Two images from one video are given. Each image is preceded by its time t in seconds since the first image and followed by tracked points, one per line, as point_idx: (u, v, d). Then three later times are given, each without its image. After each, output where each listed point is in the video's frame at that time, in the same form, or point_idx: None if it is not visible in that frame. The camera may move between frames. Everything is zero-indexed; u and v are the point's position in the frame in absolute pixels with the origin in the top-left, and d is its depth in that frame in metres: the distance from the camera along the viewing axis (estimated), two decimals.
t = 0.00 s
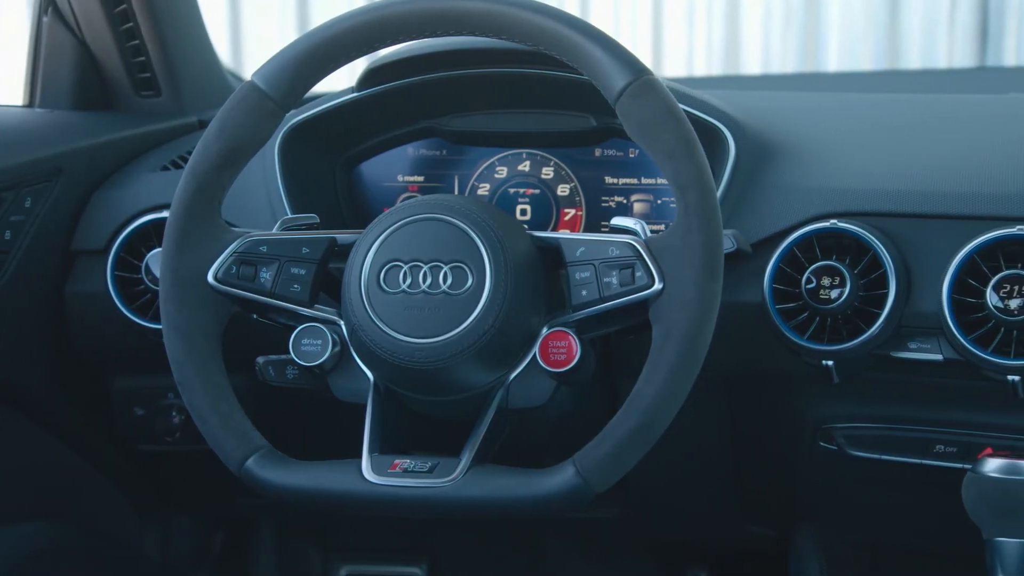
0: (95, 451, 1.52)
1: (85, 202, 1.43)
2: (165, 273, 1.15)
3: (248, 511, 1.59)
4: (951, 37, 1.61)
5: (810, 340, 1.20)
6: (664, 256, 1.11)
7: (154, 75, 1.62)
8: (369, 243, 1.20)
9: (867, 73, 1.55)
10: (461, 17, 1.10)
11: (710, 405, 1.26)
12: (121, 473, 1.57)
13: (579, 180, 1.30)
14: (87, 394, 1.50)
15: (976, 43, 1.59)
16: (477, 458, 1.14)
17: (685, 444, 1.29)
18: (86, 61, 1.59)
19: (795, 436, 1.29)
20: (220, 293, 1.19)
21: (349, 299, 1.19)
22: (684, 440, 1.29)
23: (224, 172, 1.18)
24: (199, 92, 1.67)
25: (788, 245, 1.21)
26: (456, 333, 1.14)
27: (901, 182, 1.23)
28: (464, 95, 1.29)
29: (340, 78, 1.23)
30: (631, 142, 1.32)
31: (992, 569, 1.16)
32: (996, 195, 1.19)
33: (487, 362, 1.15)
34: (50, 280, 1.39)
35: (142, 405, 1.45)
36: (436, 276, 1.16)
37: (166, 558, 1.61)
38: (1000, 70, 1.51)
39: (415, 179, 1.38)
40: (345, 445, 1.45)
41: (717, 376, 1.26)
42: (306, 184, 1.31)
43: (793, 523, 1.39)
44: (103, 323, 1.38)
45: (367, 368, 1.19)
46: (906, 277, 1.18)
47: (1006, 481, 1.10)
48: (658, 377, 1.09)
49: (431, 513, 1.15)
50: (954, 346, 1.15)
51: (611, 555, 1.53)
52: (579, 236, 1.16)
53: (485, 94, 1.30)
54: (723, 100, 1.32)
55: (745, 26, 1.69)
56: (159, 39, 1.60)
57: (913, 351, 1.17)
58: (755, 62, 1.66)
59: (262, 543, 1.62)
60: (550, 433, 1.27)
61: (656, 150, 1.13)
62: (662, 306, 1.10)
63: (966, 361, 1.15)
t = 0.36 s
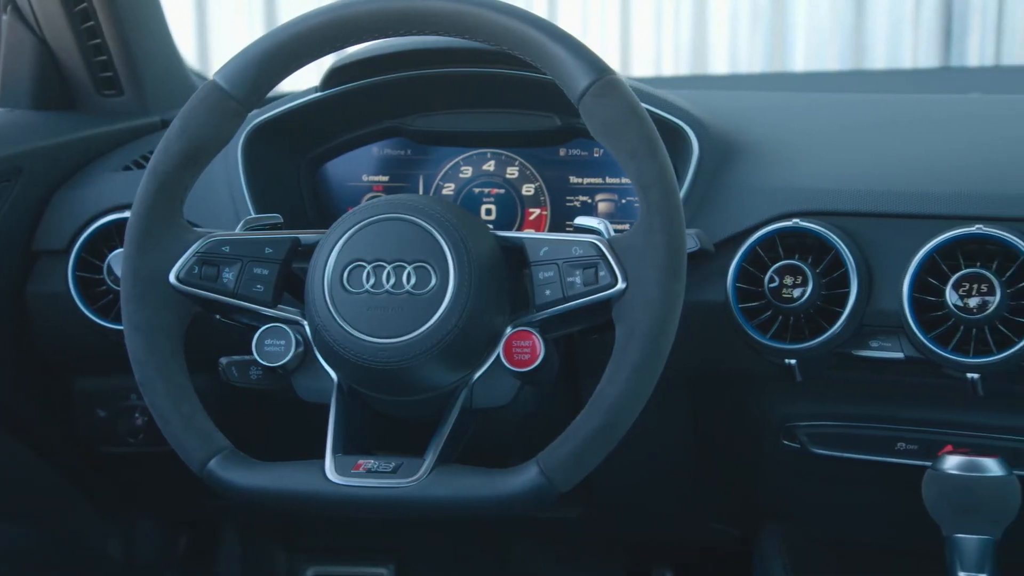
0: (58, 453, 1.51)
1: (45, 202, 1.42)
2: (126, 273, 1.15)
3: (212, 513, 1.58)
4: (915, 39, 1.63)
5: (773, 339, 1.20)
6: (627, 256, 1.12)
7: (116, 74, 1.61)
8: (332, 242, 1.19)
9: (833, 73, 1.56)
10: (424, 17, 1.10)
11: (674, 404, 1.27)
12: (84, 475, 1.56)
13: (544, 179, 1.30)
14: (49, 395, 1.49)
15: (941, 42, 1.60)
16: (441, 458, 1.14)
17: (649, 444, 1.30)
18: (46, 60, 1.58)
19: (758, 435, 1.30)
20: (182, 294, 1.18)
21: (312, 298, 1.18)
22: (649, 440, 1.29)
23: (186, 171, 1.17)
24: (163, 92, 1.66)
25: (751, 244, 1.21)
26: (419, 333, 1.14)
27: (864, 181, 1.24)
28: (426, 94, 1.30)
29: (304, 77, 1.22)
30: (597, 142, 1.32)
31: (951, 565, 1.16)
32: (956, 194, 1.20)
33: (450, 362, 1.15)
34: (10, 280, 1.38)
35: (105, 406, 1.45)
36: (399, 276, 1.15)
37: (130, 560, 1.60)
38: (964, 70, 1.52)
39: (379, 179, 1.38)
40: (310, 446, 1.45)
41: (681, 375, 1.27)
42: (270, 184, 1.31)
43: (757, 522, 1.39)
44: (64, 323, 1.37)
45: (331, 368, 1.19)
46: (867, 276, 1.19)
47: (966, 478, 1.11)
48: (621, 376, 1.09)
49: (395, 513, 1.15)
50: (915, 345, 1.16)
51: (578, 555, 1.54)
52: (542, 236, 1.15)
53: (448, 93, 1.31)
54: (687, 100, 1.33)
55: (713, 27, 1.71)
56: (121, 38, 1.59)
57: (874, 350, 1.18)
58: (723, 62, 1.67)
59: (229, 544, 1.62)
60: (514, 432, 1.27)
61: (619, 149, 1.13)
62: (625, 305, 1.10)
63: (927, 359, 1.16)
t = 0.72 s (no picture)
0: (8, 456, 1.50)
1: None
2: (73, 274, 1.13)
3: (165, 516, 1.57)
4: (870, 38, 1.64)
5: (725, 338, 1.21)
6: (579, 256, 1.12)
7: (64, 73, 1.60)
8: (284, 243, 1.18)
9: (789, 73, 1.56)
10: (374, 17, 1.09)
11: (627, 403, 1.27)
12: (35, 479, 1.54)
13: (497, 179, 1.30)
14: None
15: (894, 42, 1.62)
16: (394, 459, 1.14)
17: (603, 443, 1.30)
18: None
19: (711, 434, 1.31)
20: (131, 295, 1.17)
21: (263, 299, 1.17)
22: (602, 439, 1.30)
23: (135, 171, 1.16)
24: (115, 92, 1.65)
25: (703, 244, 1.22)
26: (372, 333, 1.13)
27: (815, 179, 1.24)
28: (379, 94, 1.30)
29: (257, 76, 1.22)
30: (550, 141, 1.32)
31: (899, 561, 1.17)
32: (905, 194, 1.21)
33: (403, 362, 1.15)
34: None
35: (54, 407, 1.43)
36: (351, 276, 1.15)
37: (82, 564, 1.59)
38: (917, 70, 1.53)
39: (333, 179, 1.37)
40: (264, 448, 1.44)
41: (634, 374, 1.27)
42: (221, 185, 1.30)
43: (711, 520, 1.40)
44: (12, 325, 1.36)
45: (282, 369, 1.18)
46: (817, 276, 1.20)
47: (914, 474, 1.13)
48: (574, 375, 1.09)
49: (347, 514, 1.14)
50: (865, 343, 1.17)
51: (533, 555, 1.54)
52: (494, 236, 1.15)
53: (401, 93, 1.31)
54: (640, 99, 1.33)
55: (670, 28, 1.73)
56: (69, 37, 1.58)
57: (824, 348, 1.19)
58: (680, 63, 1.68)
59: (184, 548, 1.61)
60: (467, 433, 1.27)
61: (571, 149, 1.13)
62: (577, 305, 1.10)
63: (876, 358, 1.18)
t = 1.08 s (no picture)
0: None
1: None
2: (12, 276, 1.12)
3: (112, 519, 1.56)
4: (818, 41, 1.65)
5: (670, 337, 1.22)
6: (524, 256, 1.12)
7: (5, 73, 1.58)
8: (227, 244, 1.17)
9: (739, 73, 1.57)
10: (318, 17, 1.08)
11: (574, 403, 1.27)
12: None
13: (444, 179, 1.30)
14: None
15: (842, 42, 1.63)
16: (339, 461, 1.13)
17: (550, 443, 1.30)
18: None
19: (659, 433, 1.31)
20: (72, 297, 1.15)
21: (207, 301, 1.16)
22: (550, 439, 1.30)
23: (75, 172, 1.14)
24: (59, 92, 1.63)
25: (648, 243, 1.22)
26: (317, 334, 1.13)
27: (760, 178, 1.25)
28: (325, 94, 1.29)
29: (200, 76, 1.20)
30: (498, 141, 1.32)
31: (842, 557, 1.18)
32: (848, 193, 1.22)
33: (349, 362, 1.14)
34: None
35: None
36: (296, 277, 1.14)
37: (26, 570, 1.57)
38: (864, 70, 1.54)
39: (280, 179, 1.37)
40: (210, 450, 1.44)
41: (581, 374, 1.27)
42: (165, 186, 1.29)
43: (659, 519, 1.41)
44: None
45: (226, 371, 1.17)
46: (762, 274, 1.21)
47: (857, 472, 1.14)
48: (519, 376, 1.09)
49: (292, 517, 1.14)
50: (808, 342, 1.18)
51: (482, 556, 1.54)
52: (439, 236, 1.15)
53: (347, 94, 1.30)
54: (588, 99, 1.33)
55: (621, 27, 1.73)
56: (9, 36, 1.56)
57: (769, 347, 1.20)
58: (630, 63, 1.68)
59: (132, 551, 1.59)
60: (414, 433, 1.27)
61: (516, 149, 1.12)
62: (523, 305, 1.10)
63: (819, 356, 1.19)
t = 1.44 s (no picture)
0: None
1: None
2: None
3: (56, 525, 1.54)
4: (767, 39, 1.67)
5: (615, 336, 1.22)
6: (467, 256, 1.11)
7: None
8: (168, 245, 1.16)
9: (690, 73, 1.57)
10: (259, 17, 1.06)
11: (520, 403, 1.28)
12: None
13: (389, 180, 1.29)
14: None
15: (791, 43, 1.64)
16: (282, 462, 1.12)
17: (497, 443, 1.30)
18: None
19: (605, 432, 1.32)
20: (10, 299, 1.15)
21: (148, 302, 1.15)
22: (496, 439, 1.30)
23: (12, 172, 1.12)
24: None
25: (592, 243, 1.22)
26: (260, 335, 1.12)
27: (704, 178, 1.25)
28: (266, 93, 1.29)
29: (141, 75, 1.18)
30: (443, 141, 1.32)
31: (784, 554, 1.19)
32: (790, 192, 1.23)
33: (292, 363, 1.13)
34: None
35: None
36: (238, 278, 1.13)
37: None
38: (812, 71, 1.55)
39: (224, 179, 1.36)
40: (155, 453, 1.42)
41: (528, 374, 1.28)
42: (105, 186, 1.28)
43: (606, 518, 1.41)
44: None
45: (167, 373, 1.16)
46: (705, 273, 1.22)
47: (798, 469, 1.15)
48: (462, 375, 1.09)
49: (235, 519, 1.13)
50: (751, 340, 1.19)
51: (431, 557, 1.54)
52: (382, 236, 1.15)
53: (290, 94, 1.30)
54: (533, 98, 1.33)
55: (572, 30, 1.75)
56: None
57: (713, 345, 1.21)
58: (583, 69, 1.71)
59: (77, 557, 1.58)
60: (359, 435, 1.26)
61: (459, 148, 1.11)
62: (466, 305, 1.10)
63: (762, 354, 1.19)
